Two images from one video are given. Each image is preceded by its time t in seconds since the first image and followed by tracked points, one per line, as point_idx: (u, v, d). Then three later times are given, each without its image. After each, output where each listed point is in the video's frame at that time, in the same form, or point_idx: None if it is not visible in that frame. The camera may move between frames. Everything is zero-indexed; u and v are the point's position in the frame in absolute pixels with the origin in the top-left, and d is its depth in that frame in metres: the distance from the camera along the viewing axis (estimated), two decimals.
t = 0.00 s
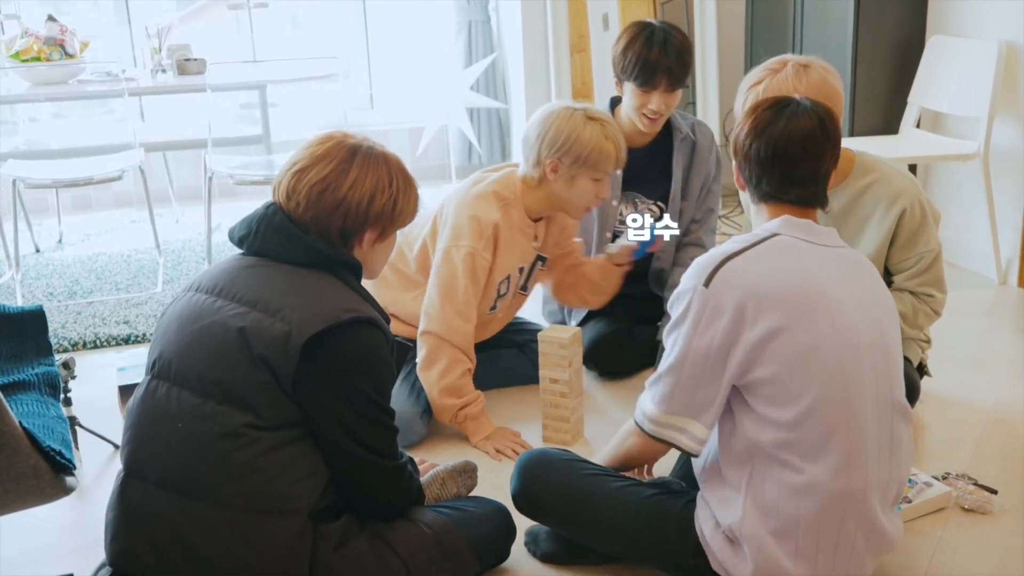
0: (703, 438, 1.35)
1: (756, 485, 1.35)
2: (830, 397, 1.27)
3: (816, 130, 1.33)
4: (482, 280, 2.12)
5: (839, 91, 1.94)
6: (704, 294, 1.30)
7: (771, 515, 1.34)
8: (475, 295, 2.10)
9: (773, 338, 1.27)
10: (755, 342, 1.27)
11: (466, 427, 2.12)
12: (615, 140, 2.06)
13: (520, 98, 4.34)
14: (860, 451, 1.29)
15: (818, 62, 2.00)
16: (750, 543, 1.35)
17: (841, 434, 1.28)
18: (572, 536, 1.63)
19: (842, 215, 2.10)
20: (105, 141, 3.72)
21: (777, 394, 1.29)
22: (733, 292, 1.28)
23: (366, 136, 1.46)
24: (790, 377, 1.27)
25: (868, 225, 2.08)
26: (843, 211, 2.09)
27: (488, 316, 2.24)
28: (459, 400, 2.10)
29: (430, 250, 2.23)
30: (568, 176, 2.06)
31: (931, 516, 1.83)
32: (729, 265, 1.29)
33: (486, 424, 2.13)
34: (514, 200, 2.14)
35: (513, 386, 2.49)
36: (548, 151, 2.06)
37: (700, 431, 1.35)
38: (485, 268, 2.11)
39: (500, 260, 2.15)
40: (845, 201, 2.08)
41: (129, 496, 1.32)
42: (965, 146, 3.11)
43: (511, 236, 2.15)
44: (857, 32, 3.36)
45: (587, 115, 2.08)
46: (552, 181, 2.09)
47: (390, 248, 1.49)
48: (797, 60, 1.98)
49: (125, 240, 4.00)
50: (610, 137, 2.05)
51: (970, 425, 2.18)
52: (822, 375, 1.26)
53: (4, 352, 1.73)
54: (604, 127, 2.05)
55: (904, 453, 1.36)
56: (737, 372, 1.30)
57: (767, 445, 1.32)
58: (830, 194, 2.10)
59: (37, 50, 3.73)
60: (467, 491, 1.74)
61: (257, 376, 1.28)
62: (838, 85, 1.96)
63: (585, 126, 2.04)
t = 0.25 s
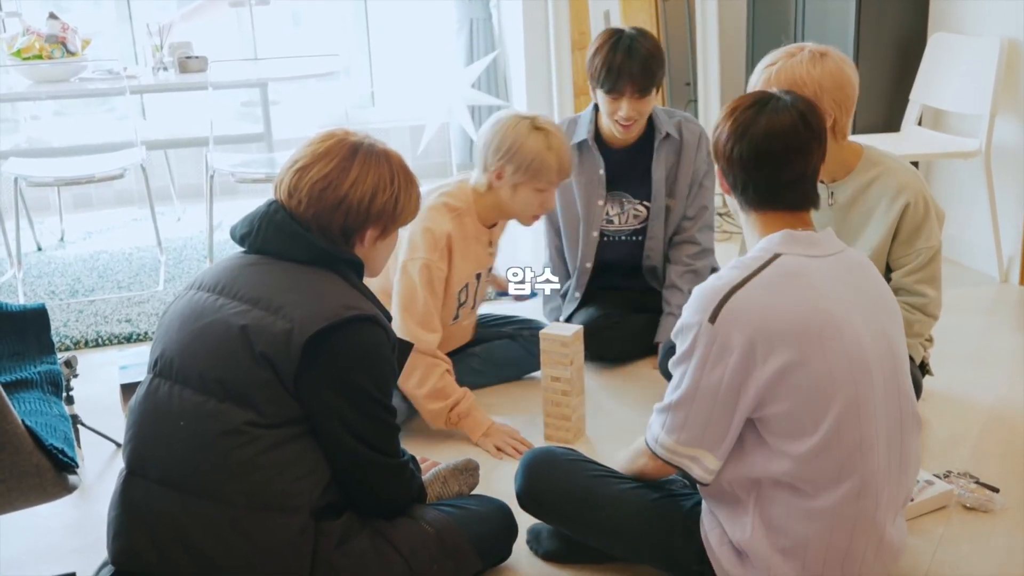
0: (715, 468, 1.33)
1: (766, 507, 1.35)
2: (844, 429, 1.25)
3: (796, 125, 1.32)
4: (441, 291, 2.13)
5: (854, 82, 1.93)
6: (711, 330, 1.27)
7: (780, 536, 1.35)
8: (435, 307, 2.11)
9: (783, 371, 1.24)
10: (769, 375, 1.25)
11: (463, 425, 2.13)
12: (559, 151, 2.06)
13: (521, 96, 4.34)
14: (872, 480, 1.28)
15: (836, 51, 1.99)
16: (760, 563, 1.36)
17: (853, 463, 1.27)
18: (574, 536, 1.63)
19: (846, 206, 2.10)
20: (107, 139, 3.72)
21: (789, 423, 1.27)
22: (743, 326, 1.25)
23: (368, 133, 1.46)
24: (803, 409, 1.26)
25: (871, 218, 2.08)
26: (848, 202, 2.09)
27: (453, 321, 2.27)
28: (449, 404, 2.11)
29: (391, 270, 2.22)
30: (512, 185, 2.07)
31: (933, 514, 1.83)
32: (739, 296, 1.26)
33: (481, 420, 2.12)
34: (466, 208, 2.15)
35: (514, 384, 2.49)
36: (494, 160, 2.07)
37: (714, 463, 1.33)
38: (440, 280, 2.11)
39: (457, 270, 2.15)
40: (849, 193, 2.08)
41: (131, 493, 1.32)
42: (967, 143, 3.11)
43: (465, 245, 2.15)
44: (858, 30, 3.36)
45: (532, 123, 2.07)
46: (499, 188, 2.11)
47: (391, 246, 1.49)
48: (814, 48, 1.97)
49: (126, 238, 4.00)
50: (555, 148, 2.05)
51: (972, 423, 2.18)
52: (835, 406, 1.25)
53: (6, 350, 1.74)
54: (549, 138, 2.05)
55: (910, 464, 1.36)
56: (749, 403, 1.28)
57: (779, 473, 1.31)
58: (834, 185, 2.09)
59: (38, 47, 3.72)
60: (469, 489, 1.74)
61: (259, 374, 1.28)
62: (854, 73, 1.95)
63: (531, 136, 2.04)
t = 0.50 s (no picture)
0: (700, 483, 1.33)
1: (765, 522, 1.36)
2: (843, 449, 1.26)
3: (776, 137, 1.31)
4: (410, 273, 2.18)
5: (869, 79, 1.97)
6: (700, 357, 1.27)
7: (780, 552, 1.35)
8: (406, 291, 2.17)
9: (780, 391, 1.24)
10: (766, 396, 1.25)
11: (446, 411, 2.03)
12: (500, 124, 2.11)
13: (520, 101, 4.34)
14: (872, 497, 1.29)
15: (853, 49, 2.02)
16: None
17: (852, 480, 1.27)
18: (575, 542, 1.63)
19: (853, 204, 2.11)
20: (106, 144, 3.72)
21: (789, 443, 1.28)
22: (737, 349, 1.24)
23: (369, 139, 1.46)
24: (803, 428, 1.26)
25: (878, 217, 2.09)
26: (855, 200, 2.11)
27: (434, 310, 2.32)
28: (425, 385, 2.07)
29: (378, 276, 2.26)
30: (455, 158, 2.14)
31: (932, 518, 1.83)
32: (729, 319, 1.25)
33: (463, 403, 2.02)
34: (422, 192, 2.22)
35: (513, 389, 2.49)
36: (439, 134, 2.14)
37: (701, 476, 1.32)
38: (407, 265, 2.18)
39: (422, 253, 2.22)
40: (856, 191, 2.10)
41: (131, 498, 1.32)
42: (966, 148, 3.12)
43: (427, 228, 2.22)
44: (857, 35, 3.36)
45: (475, 98, 2.14)
46: (445, 165, 2.18)
47: (391, 252, 1.49)
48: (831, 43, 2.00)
49: (126, 243, 4.00)
50: (495, 120, 2.11)
51: (971, 427, 2.19)
52: (834, 425, 1.25)
53: (5, 355, 1.74)
54: (489, 111, 2.11)
55: (910, 477, 1.36)
56: (748, 423, 1.28)
57: (779, 491, 1.31)
58: (843, 183, 2.12)
59: (38, 53, 3.73)
60: (468, 494, 1.74)
61: (260, 378, 1.28)
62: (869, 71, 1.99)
63: (470, 109, 2.11)
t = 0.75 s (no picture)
0: (708, 487, 1.33)
1: (774, 527, 1.36)
2: (853, 455, 1.26)
3: (738, 141, 1.37)
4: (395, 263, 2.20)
5: (888, 75, 2.02)
6: (711, 365, 1.27)
7: (790, 557, 1.35)
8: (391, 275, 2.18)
9: (790, 399, 1.24)
10: (777, 404, 1.25)
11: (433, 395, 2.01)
12: (469, 111, 2.14)
13: (522, 103, 4.35)
14: (881, 503, 1.29)
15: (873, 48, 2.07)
16: None
17: (862, 486, 1.27)
18: (579, 543, 1.63)
19: (865, 203, 2.12)
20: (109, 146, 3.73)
21: (798, 449, 1.27)
22: (747, 358, 1.24)
23: (373, 141, 1.47)
24: (814, 435, 1.26)
25: (891, 215, 2.10)
26: (867, 198, 2.12)
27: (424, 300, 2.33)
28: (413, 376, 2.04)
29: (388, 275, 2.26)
30: (427, 145, 2.16)
31: (935, 519, 1.83)
32: (738, 327, 1.25)
33: (450, 388, 2.00)
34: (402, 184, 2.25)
35: (516, 390, 2.50)
36: (410, 122, 2.18)
37: (710, 482, 1.33)
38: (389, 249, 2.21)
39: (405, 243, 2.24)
40: (872, 189, 2.11)
41: (135, 500, 1.33)
42: (968, 149, 3.12)
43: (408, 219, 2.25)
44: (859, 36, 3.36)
45: (445, 86, 2.17)
46: (419, 154, 2.21)
47: (395, 254, 1.49)
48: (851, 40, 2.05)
49: (128, 244, 4.01)
50: (463, 107, 2.14)
51: (975, 428, 2.19)
52: (844, 432, 1.25)
53: (10, 357, 1.74)
54: (457, 97, 2.14)
55: (919, 481, 1.36)
56: (758, 430, 1.28)
57: (788, 497, 1.31)
58: (857, 182, 2.12)
59: (40, 55, 3.73)
60: (471, 495, 1.74)
61: (264, 381, 1.29)
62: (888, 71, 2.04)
63: (439, 96, 2.14)
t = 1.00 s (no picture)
0: (712, 488, 1.34)
1: (776, 522, 1.36)
2: (849, 447, 1.26)
3: (711, 151, 1.42)
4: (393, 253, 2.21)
5: (899, 73, 2.01)
6: (708, 360, 1.27)
7: (792, 551, 1.36)
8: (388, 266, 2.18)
9: (788, 392, 1.24)
10: (773, 398, 1.25)
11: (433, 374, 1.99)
12: (461, 104, 2.15)
13: (523, 101, 4.35)
14: (879, 494, 1.29)
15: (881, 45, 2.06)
16: None
17: (857, 477, 1.27)
18: (579, 543, 1.63)
19: (874, 200, 2.12)
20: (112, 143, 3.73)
21: (795, 443, 1.28)
22: (744, 352, 1.25)
23: (375, 138, 1.47)
24: (810, 429, 1.26)
25: (899, 213, 2.10)
26: (877, 195, 2.12)
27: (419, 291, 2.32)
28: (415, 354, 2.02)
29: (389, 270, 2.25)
30: (419, 138, 2.18)
31: (936, 517, 1.83)
32: (731, 320, 1.25)
33: (449, 364, 1.99)
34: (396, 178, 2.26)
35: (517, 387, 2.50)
36: (402, 115, 2.19)
37: (713, 483, 1.33)
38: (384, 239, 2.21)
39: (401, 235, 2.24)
40: (881, 186, 2.11)
41: (137, 497, 1.33)
42: (970, 147, 3.11)
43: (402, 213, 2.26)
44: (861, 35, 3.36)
45: (437, 80, 2.19)
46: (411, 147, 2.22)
47: (397, 252, 1.49)
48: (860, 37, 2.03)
49: (130, 242, 4.01)
50: (454, 100, 2.15)
51: (976, 426, 2.19)
52: (840, 425, 1.25)
53: (12, 354, 1.74)
54: (449, 91, 2.15)
55: (917, 472, 1.36)
56: (756, 425, 1.28)
57: (787, 491, 1.31)
58: (867, 178, 2.12)
59: (42, 53, 3.74)
60: (473, 492, 1.74)
61: (266, 378, 1.29)
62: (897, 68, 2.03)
63: (432, 89, 2.15)
